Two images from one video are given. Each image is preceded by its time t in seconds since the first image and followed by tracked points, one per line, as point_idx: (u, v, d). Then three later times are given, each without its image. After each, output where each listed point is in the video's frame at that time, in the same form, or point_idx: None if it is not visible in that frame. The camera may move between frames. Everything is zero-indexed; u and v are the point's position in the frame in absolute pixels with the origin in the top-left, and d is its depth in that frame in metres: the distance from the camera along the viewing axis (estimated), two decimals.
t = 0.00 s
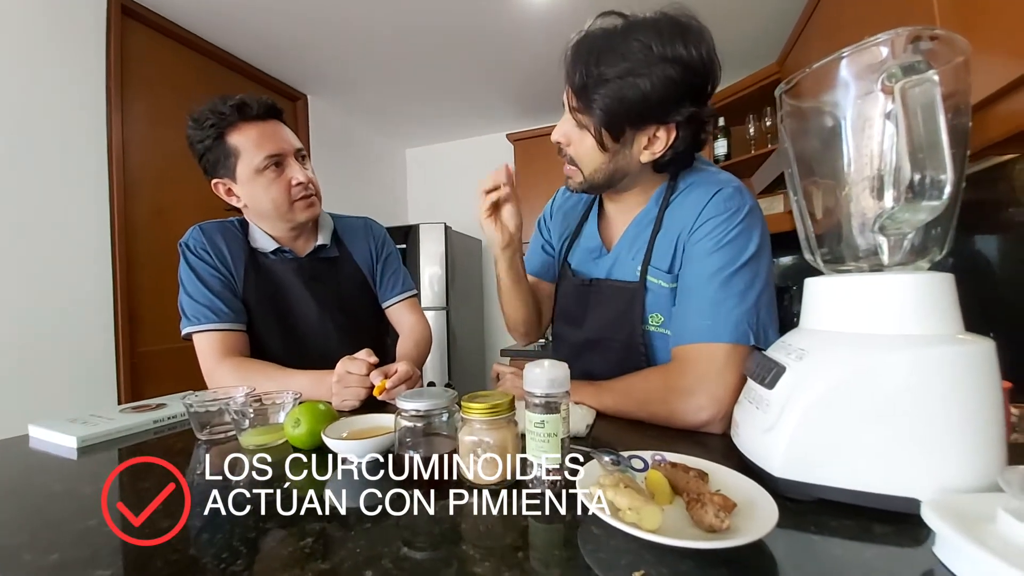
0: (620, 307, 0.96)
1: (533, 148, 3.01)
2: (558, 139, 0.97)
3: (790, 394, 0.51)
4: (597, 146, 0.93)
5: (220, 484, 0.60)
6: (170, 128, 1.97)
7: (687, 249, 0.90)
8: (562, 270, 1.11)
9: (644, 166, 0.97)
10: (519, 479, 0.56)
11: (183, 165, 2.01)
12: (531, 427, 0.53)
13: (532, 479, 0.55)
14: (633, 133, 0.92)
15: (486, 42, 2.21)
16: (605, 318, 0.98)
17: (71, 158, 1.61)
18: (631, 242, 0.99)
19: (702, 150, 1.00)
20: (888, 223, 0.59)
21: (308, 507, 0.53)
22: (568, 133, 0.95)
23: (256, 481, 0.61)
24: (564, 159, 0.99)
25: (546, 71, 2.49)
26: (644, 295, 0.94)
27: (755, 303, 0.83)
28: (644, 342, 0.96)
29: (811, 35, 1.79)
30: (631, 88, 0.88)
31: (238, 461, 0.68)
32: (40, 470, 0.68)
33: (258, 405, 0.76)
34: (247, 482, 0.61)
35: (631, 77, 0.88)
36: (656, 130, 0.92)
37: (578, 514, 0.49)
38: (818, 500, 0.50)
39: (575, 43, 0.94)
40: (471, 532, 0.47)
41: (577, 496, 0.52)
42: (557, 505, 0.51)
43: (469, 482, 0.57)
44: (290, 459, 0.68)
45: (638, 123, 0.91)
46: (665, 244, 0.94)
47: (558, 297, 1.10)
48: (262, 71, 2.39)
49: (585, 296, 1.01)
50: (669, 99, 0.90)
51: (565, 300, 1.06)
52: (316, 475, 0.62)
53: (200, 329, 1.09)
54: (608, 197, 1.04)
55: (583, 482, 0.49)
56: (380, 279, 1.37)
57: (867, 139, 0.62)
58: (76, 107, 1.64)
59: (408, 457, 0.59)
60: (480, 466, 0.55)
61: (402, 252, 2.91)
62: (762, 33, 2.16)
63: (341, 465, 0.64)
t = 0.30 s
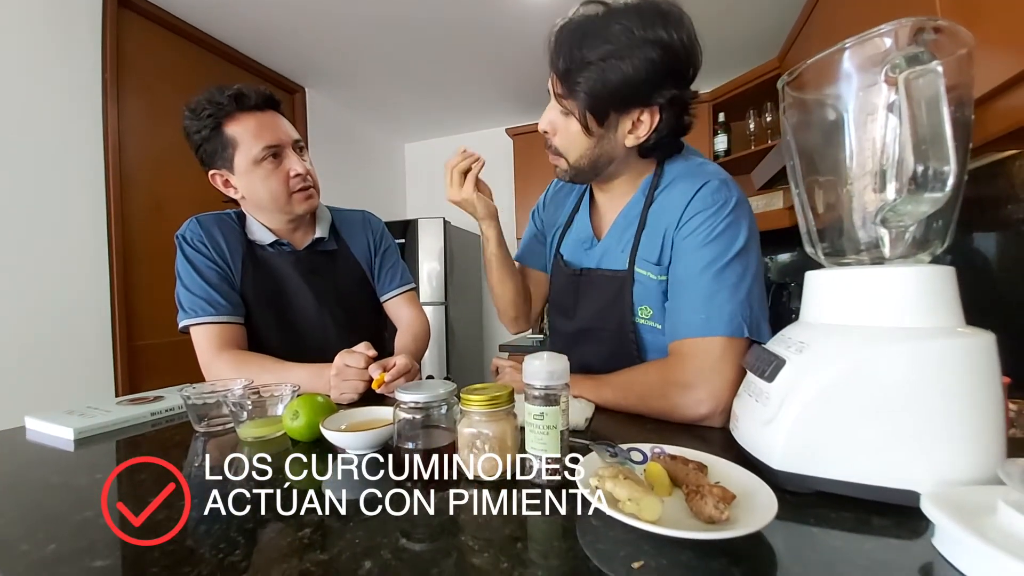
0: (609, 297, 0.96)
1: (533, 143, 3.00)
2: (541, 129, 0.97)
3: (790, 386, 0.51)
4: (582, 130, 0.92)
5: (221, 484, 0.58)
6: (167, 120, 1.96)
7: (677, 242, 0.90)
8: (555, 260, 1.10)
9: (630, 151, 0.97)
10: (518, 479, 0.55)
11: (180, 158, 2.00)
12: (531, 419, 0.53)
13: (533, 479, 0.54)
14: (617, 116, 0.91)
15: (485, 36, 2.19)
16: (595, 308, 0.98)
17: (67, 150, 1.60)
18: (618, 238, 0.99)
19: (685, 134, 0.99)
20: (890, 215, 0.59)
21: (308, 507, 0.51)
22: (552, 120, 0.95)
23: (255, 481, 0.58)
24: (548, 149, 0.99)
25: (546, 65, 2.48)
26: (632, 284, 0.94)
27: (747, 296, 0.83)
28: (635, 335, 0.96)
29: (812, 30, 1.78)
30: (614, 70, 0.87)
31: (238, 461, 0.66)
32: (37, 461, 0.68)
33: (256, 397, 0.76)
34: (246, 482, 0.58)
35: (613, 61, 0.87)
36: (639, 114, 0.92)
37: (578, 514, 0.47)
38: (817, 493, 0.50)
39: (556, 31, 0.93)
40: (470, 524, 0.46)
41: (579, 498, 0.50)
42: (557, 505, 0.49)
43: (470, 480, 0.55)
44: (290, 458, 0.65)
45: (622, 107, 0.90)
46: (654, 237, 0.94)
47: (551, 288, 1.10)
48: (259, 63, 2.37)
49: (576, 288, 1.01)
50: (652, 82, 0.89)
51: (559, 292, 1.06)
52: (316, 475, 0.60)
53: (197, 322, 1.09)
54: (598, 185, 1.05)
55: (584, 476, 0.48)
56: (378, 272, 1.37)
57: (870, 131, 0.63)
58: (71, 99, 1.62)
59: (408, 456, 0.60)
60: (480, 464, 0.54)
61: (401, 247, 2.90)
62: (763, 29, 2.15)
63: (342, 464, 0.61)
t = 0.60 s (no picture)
0: (605, 295, 0.96)
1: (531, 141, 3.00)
2: (530, 143, 0.97)
3: (793, 381, 0.51)
4: (565, 141, 0.92)
5: (221, 484, 0.57)
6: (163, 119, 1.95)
7: (673, 238, 0.89)
8: (552, 261, 1.09)
9: (619, 150, 0.95)
10: (518, 479, 0.55)
11: (177, 157, 1.99)
12: (532, 417, 0.53)
13: (534, 479, 0.54)
14: (598, 121, 0.91)
15: (483, 34, 2.18)
16: (593, 307, 0.98)
17: (64, 150, 1.59)
18: (614, 237, 0.98)
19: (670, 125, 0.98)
20: (893, 208, 0.58)
21: (309, 507, 0.50)
22: (539, 134, 0.95)
23: (256, 481, 0.58)
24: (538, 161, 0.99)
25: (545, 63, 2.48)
26: (629, 282, 0.94)
27: (744, 290, 0.82)
28: (633, 332, 0.95)
29: (811, 26, 1.78)
30: (585, 78, 0.87)
31: (238, 461, 0.65)
32: (35, 463, 0.67)
33: (255, 397, 0.75)
34: (247, 482, 0.58)
35: (583, 68, 0.87)
36: (621, 114, 0.91)
37: (579, 514, 0.47)
38: (821, 488, 0.49)
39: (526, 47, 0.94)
40: (472, 523, 0.46)
41: (580, 497, 0.49)
42: (557, 505, 0.48)
43: (470, 480, 0.55)
44: (290, 458, 0.64)
45: (601, 111, 0.89)
46: (648, 234, 0.93)
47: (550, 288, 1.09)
48: (256, 63, 2.36)
49: (573, 288, 1.01)
50: (626, 81, 0.88)
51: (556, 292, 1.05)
52: (316, 475, 0.59)
53: (196, 322, 1.08)
54: (593, 188, 1.03)
55: (586, 474, 0.48)
56: (377, 271, 1.36)
57: (872, 125, 0.63)
58: (67, 99, 1.61)
59: (408, 455, 0.59)
60: (480, 462, 0.54)
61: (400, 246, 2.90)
62: (762, 24, 2.14)
63: (342, 464, 0.61)
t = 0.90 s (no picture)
0: (608, 291, 0.96)
1: (530, 139, 2.99)
2: (543, 138, 0.95)
3: (793, 378, 0.50)
4: (585, 131, 0.91)
5: (220, 484, 0.57)
6: (159, 118, 1.94)
7: (676, 235, 0.89)
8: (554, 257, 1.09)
9: (634, 142, 0.96)
10: (517, 479, 0.54)
11: (173, 156, 1.98)
12: (530, 415, 0.52)
13: (534, 479, 0.53)
14: (618, 110, 0.91)
15: (480, 31, 2.17)
16: (595, 303, 0.97)
17: (56, 148, 1.58)
18: (616, 233, 0.98)
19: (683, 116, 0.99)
20: (894, 202, 0.57)
21: (308, 507, 0.50)
22: (552, 128, 0.94)
23: (255, 481, 0.57)
24: (552, 156, 0.97)
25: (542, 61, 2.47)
26: (631, 279, 0.93)
27: (747, 286, 0.82)
28: (635, 330, 0.95)
29: (809, 22, 1.77)
30: (606, 66, 0.87)
31: (238, 461, 0.64)
32: (28, 463, 0.67)
33: (251, 396, 0.75)
34: (246, 483, 0.57)
35: (604, 56, 0.87)
36: (640, 103, 0.92)
37: (578, 514, 0.46)
38: (821, 485, 0.49)
39: (540, 41, 0.93)
40: (470, 522, 0.45)
41: (580, 496, 0.49)
42: (557, 505, 0.48)
43: (469, 480, 0.54)
44: (289, 458, 0.64)
45: (621, 99, 0.90)
46: (652, 230, 0.92)
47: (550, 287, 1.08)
48: (252, 61, 2.35)
49: (575, 284, 1.00)
50: (645, 70, 0.89)
51: (558, 290, 1.05)
52: (316, 475, 0.59)
53: (192, 321, 1.08)
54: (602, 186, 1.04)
55: (585, 471, 0.47)
56: (374, 269, 1.36)
57: (873, 119, 0.62)
58: (62, 98, 1.60)
59: (407, 455, 0.58)
60: (479, 462, 0.53)
61: (398, 245, 2.89)
62: (761, 21, 2.14)
63: (341, 464, 0.60)
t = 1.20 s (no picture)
0: (616, 289, 0.96)
1: (531, 138, 2.98)
2: (565, 131, 0.94)
3: (795, 376, 0.50)
4: (614, 126, 0.90)
5: (220, 483, 0.57)
6: (160, 116, 1.94)
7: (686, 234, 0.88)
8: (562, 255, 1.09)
9: (657, 141, 0.96)
10: (518, 478, 0.54)
11: (174, 154, 1.98)
12: (532, 413, 0.52)
13: (535, 479, 0.53)
14: (647, 105, 0.91)
15: (481, 29, 2.16)
16: (601, 302, 0.97)
17: (57, 146, 1.58)
18: (626, 230, 0.98)
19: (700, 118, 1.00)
20: (899, 200, 0.57)
21: (309, 506, 0.49)
22: (575, 121, 0.93)
23: (255, 480, 0.57)
24: (576, 152, 0.96)
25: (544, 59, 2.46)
26: (640, 277, 0.94)
27: (755, 286, 0.82)
28: (644, 328, 0.95)
29: (812, 20, 1.77)
30: (638, 58, 0.87)
31: (238, 459, 0.64)
32: (29, 460, 0.67)
33: (252, 393, 0.75)
34: (246, 482, 0.57)
35: (636, 49, 0.87)
36: (666, 100, 0.92)
37: (579, 514, 0.46)
38: (824, 484, 0.49)
39: (568, 31, 0.93)
40: (471, 521, 0.45)
41: (581, 495, 0.48)
42: (558, 504, 0.47)
43: (470, 479, 0.54)
44: (290, 457, 0.63)
45: (650, 94, 0.90)
46: (662, 229, 0.92)
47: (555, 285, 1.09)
48: (254, 58, 2.35)
49: (584, 282, 1.00)
50: (673, 65, 0.90)
51: (564, 287, 1.05)
52: (316, 475, 0.58)
53: (193, 319, 1.08)
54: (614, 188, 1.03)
55: (586, 470, 0.47)
56: (376, 266, 1.36)
57: (878, 115, 0.62)
58: (63, 95, 1.60)
59: (408, 454, 0.58)
60: (479, 460, 0.53)
61: (399, 243, 2.89)
62: (763, 20, 2.13)
63: (342, 463, 0.60)
